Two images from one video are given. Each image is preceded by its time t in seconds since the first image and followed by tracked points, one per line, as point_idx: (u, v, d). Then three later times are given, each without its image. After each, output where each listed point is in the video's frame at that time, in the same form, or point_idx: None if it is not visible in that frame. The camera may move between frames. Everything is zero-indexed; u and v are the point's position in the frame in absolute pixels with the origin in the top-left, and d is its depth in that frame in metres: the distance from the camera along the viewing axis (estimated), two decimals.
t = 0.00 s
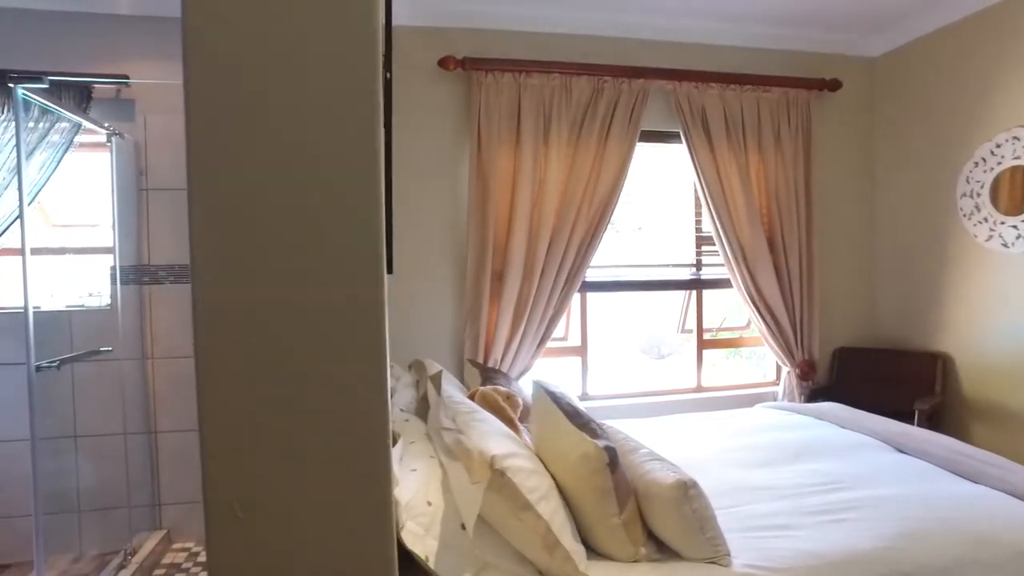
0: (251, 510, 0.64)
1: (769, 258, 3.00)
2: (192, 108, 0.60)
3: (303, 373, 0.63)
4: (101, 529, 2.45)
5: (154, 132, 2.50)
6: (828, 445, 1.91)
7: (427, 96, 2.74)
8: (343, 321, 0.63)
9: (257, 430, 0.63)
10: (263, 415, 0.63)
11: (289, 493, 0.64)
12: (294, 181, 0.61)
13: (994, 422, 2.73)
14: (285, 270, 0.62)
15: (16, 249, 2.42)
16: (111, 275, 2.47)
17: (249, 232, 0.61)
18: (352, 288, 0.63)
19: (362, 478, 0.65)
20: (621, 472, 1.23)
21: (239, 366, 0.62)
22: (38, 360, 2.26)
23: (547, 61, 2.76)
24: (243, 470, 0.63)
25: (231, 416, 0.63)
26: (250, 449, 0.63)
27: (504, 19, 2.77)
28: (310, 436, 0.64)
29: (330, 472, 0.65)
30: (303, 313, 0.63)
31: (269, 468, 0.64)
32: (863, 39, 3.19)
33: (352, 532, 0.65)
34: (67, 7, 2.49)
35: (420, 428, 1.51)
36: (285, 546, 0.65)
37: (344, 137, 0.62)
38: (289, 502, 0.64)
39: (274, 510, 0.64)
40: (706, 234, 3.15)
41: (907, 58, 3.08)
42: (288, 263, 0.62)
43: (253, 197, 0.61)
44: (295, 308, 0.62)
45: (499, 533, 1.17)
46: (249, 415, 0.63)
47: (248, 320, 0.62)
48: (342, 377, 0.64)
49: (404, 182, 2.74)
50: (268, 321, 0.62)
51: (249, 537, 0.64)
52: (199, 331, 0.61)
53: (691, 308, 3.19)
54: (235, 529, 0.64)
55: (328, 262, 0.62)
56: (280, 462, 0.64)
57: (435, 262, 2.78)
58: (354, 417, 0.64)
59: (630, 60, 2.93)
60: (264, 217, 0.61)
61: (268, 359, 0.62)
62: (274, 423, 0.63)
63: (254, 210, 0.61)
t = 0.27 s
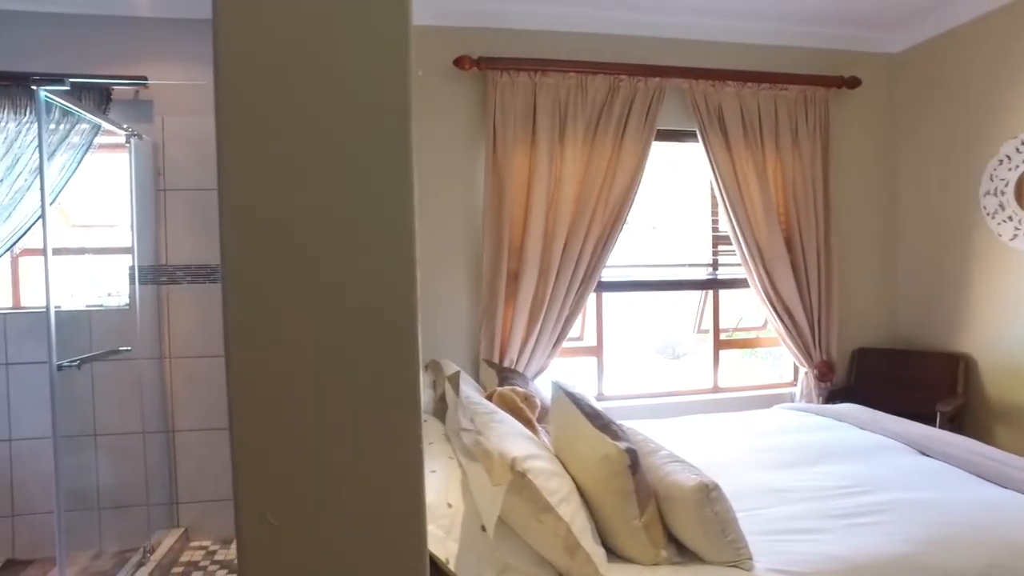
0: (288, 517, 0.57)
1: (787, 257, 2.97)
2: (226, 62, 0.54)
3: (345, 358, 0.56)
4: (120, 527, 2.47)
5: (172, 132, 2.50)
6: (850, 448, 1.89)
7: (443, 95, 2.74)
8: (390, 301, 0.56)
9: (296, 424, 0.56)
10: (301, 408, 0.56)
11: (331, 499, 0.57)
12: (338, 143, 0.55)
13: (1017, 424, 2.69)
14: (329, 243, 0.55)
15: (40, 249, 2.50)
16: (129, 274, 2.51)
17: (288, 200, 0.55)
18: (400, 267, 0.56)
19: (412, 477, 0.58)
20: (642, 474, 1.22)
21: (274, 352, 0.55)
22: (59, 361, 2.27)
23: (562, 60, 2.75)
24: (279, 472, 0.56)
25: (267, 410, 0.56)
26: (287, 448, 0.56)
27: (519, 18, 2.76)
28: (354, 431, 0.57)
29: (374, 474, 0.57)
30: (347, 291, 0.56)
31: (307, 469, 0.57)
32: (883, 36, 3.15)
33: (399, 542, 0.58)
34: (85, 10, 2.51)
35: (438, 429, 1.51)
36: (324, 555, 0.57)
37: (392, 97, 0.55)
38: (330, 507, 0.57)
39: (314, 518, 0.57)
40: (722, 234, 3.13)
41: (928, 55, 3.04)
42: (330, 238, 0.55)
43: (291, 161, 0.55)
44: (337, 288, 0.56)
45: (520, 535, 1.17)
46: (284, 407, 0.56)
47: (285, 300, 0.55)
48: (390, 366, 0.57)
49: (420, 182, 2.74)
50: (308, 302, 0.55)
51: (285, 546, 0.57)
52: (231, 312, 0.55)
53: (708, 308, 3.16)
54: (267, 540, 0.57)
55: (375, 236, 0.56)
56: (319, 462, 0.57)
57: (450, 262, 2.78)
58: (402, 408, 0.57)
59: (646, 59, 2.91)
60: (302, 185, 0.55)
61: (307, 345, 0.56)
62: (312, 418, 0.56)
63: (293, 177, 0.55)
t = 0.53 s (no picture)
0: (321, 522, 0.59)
1: (805, 257, 2.94)
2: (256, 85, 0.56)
3: (372, 370, 0.58)
4: (140, 525, 2.49)
5: (190, 133, 2.51)
6: (871, 451, 1.87)
7: (458, 96, 2.74)
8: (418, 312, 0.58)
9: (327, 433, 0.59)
10: (332, 417, 0.58)
11: (362, 503, 0.59)
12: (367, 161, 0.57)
13: None
14: (359, 258, 0.57)
15: (61, 249, 2.55)
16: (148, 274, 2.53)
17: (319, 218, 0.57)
18: (428, 279, 0.58)
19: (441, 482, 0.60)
20: (662, 477, 1.22)
21: (304, 363, 0.58)
22: (81, 360, 2.29)
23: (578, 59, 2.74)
24: (312, 479, 0.59)
25: (303, 413, 0.58)
26: (319, 455, 0.59)
27: (535, 18, 2.76)
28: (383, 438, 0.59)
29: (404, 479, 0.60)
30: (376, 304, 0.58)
31: (339, 475, 0.59)
32: (903, 32, 3.11)
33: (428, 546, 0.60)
34: (105, 14, 2.53)
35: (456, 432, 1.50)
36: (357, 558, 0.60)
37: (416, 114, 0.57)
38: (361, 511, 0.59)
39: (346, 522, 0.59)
40: (740, 233, 3.10)
41: (949, 51, 3.00)
42: (360, 252, 0.57)
43: (321, 178, 0.56)
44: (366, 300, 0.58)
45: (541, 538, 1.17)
46: (316, 416, 0.58)
47: (318, 315, 0.57)
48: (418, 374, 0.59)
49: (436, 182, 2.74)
50: (344, 307, 0.57)
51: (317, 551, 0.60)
52: (266, 326, 0.57)
53: (725, 309, 3.14)
54: (302, 544, 0.59)
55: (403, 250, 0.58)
56: (351, 468, 0.59)
57: (466, 262, 2.77)
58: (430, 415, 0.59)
59: (663, 58, 2.89)
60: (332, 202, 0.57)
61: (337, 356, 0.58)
62: (343, 425, 0.58)
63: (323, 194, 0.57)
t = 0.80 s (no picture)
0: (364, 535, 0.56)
1: (824, 258, 2.91)
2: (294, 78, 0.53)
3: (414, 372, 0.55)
4: (159, 524, 2.51)
5: (208, 135, 2.53)
6: (894, 454, 1.84)
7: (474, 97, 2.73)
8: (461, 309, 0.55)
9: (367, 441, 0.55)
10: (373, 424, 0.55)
11: (406, 514, 0.56)
12: (407, 153, 0.54)
13: None
14: (400, 254, 0.54)
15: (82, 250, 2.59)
16: (167, 275, 2.55)
17: (358, 214, 0.54)
18: (480, 284, 0.55)
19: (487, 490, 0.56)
20: (684, 480, 1.21)
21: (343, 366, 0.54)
22: (104, 361, 2.31)
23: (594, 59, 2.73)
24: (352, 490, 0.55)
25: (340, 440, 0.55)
26: (366, 472, 0.55)
27: (549, 18, 2.76)
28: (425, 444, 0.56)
29: (449, 488, 0.56)
30: (418, 302, 0.55)
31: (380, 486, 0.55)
32: (925, 29, 3.07)
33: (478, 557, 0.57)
34: (123, 18, 2.55)
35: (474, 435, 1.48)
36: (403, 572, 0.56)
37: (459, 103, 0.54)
38: (406, 523, 0.56)
39: (389, 534, 0.56)
40: (757, 234, 3.08)
41: (972, 48, 2.95)
42: (402, 248, 0.54)
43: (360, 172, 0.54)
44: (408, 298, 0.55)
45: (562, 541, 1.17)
46: (353, 423, 0.55)
47: (364, 322, 0.54)
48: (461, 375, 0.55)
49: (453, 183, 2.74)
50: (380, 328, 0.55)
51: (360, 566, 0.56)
52: (302, 329, 0.54)
53: (742, 310, 3.12)
54: (344, 562, 0.56)
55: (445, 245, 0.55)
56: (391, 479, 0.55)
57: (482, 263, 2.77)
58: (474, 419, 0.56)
59: (679, 57, 2.87)
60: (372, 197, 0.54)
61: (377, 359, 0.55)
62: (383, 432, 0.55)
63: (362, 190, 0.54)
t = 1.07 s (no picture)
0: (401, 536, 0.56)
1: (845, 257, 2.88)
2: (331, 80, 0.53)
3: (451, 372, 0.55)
4: (179, 522, 2.52)
5: (228, 136, 2.55)
6: (919, 457, 1.82)
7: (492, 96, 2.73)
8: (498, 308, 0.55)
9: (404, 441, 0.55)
10: (410, 424, 0.55)
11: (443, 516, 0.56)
12: (444, 154, 0.54)
13: None
14: (437, 254, 0.54)
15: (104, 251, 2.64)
16: (187, 275, 2.58)
17: (395, 214, 0.54)
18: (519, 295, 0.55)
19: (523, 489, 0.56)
20: (707, 483, 1.20)
21: (380, 366, 0.55)
22: (127, 361, 2.33)
23: (612, 58, 2.72)
24: (389, 491, 0.55)
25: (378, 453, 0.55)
26: (403, 484, 0.55)
27: (566, 17, 2.75)
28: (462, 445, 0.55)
29: (485, 488, 0.56)
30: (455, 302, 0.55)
31: (417, 487, 0.55)
32: (949, 24, 3.02)
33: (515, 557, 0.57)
34: (144, 21, 2.57)
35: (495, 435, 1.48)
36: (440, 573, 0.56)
37: (496, 104, 0.54)
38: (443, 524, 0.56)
39: (427, 535, 0.56)
40: (777, 233, 3.05)
41: (998, 44, 2.90)
42: (439, 249, 0.54)
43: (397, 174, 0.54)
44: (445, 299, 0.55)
45: (585, 543, 1.16)
46: (390, 436, 0.55)
47: (402, 335, 0.55)
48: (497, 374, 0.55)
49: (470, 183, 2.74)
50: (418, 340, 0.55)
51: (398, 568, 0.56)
52: (340, 336, 0.54)
53: (761, 310, 3.09)
54: (381, 563, 0.56)
55: (482, 245, 0.55)
56: (428, 479, 0.55)
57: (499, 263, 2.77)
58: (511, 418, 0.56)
59: (697, 55, 2.85)
60: (412, 205, 0.54)
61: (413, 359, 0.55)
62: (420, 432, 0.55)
63: (402, 198, 0.54)
